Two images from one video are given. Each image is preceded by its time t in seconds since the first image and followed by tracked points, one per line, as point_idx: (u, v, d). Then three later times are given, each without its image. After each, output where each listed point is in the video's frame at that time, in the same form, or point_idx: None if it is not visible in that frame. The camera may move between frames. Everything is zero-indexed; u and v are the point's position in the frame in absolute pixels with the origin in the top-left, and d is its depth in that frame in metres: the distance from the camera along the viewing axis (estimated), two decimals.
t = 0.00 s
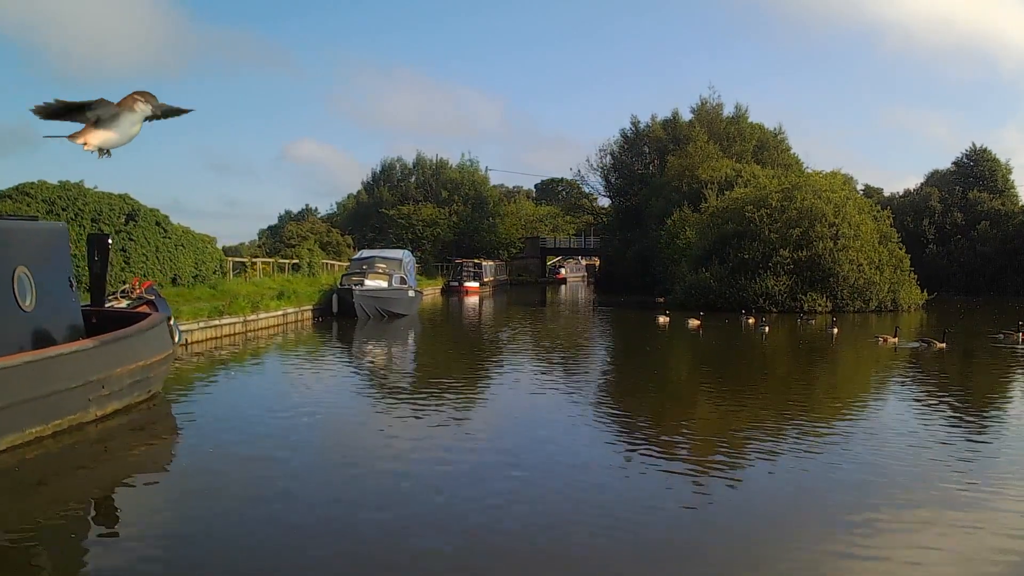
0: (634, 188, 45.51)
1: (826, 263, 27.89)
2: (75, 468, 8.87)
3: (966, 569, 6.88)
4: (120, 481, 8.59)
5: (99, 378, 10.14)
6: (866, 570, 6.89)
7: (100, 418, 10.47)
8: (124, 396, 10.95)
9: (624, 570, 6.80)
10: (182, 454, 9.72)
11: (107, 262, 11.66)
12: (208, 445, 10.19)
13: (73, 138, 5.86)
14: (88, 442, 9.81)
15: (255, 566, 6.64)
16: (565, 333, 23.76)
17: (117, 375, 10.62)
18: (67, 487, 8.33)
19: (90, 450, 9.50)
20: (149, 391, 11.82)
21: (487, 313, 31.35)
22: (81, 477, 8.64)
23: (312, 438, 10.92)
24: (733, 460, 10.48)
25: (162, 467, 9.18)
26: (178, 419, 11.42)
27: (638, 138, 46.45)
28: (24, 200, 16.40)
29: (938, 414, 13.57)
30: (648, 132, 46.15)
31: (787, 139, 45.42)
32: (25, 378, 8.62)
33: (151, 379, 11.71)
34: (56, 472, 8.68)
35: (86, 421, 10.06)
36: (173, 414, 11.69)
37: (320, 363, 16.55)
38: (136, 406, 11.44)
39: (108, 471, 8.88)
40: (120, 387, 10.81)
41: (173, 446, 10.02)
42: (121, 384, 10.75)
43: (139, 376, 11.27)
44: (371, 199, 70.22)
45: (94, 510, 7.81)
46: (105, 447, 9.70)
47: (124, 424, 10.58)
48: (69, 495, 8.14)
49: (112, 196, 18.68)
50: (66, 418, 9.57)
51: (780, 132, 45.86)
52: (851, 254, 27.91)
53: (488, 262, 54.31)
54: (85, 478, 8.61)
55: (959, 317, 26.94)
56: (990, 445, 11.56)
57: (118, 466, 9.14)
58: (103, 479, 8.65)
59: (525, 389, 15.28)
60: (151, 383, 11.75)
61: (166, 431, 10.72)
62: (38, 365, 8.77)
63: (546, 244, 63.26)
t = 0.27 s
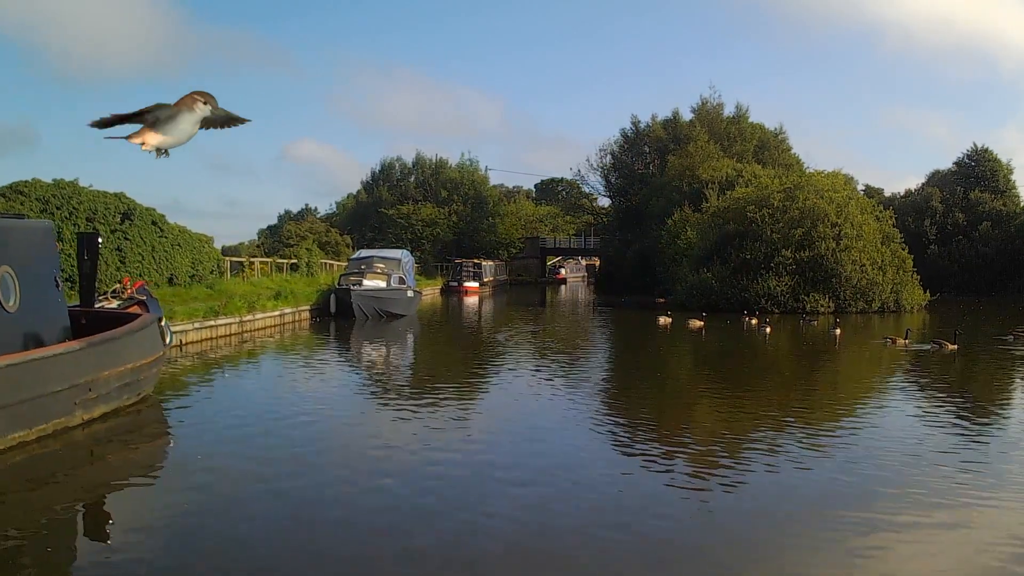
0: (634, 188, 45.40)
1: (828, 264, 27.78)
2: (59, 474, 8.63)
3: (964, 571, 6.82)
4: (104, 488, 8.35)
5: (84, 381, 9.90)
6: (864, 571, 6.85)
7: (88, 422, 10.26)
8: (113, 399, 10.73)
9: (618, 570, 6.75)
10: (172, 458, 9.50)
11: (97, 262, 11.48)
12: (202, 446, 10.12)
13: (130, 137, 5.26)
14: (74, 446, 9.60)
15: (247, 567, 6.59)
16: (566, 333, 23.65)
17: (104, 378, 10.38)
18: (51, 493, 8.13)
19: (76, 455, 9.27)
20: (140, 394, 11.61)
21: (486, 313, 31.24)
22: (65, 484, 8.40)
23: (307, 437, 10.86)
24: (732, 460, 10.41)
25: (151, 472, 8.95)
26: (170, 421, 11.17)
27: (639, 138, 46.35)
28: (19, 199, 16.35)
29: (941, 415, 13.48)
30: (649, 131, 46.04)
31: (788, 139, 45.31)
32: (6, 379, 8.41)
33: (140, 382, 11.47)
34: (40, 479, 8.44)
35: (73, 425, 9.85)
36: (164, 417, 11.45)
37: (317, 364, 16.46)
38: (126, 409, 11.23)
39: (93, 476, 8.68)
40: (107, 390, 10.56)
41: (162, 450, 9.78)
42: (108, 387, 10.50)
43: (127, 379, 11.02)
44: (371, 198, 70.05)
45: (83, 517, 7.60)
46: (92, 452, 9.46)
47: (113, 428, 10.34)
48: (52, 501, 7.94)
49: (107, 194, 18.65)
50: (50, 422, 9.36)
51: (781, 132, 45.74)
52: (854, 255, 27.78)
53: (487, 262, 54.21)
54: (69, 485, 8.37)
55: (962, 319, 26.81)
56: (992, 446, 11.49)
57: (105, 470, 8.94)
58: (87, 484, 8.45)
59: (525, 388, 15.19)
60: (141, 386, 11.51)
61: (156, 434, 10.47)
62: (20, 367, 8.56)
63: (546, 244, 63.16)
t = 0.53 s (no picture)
0: (634, 188, 45.26)
1: (830, 264, 27.66)
2: (43, 483, 8.36)
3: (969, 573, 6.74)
4: (90, 497, 8.09)
5: (72, 385, 9.63)
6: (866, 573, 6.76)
7: (75, 426, 10.01)
8: (102, 403, 10.49)
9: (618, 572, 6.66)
10: (162, 464, 9.26)
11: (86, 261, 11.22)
12: (197, 447, 10.01)
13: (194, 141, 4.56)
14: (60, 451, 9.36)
15: (240, 569, 6.49)
16: (566, 334, 23.51)
17: (92, 382, 10.10)
18: (33, 502, 7.89)
19: (62, 461, 9.03)
20: (130, 396, 11.36)
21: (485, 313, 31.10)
22: (49, 493, 8.14)
23: (303, 438, 10.75)
24: (733, 461, 10.31)
25: (139, 479, 8.70)
26: (160, 425, 10.91)
27: (639, 138, 46.22)
28: (12, 197, 16.21)
29: (944, 416, 13.38)
30: (649, 131, 45.91)
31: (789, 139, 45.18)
32: None
33: (130, 384, 11.19)
34: (23, 487, 8.21)
35: (59, 429, 9.60)
36: (155, 420, 11.19)
37: (314, 364, 16.33)
38: (115, 413, 10.99)
39: (78, 484, 8.44)
40: (96, 393, 10.31)
41: (152, 456, 9.52)
42: (96, 390, 10.22)
43: (117, 382, 10.75)
44: (370, 197, 69.86)
45: (73, 526, 7.38)
46: (79, 459, 9.20)
47: (101, 433, 10.10)
48: (34, 510, 7.71)
49: (102, 193, 18.51)
50: (33, 427, 9.11)
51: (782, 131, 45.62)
52: (856, 255, 27.66)
53: (487, 262, 54.08)
54: (53, 494, 8.10)
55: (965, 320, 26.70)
56: (996, 447, 11.39)
57: (91, 476, 8.71)
58: (71, 492, 8.22)
59: (525, 389, 15.07)
60: (130, 389, 11.24)
61: (145, 439, 10.22)
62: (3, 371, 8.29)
63: (545, 244, 63.04)
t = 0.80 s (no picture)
0: (635, 188, 45.15)
1: (832, 264, 27.55)
2: (27, 490, 8.15)
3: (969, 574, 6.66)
4: (77, 502, 7.90)
5: (56, 388, 9.42)
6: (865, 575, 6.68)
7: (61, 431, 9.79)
8: (89, 406, 10.28)
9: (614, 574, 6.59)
10: (151, 468, 9.07)
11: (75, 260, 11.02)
12: (190, 448, 9.91)
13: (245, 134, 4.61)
14: (44, 457, 9.14)
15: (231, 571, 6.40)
16: (567, 334, 23.40)
17: (78, 385, 9.88)
18: (15, 509, 7.68)
19: (46, 467, 8.81)
20: (118, 400, 11.14)
21: (484, 314, 30.99)
22: (34, 500, 7.93)
23: (297, 438, 10.66)
24: (733, 461, 10.22)
25: (129, 483, 8.52)
26: (151, 428, 10.71)
27: (639, 138, 46.11)
28: (7, 196, 16.10)
29: (947, 417, 13.28)
30: (649, 130, 45.80)
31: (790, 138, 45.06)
32: None
33: (118, 387, 10.98)
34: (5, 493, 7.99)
35: (43, 434, 9.38)
36: (145, 423, 10.97)
37: (310, 365, 16.22)
38: (103, 417, 10.77)
39: (62, 490, 8.22)
40: (82, 397, 10.10)
41: (142, 460, 9.33)
42: (82, 394, 10.01)
43: (104, 385, 10.53)
44: (369, 197, 69.71)
45: (60, 531, 7.23)
46: (65, 464, 9.00)
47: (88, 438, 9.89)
48: (16, 518, 7.50)
49: (98, 191, 18.40)
50: (16, 432, 8.89)
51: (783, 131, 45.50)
52: (858, 255, 27.54)
53: (486, 262, 53.97)
54: (38, 501, 7.90)
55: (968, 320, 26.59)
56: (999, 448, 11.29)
57: (76, 482, 8.50)
58: (54, 498, 8.00)
59: (524, 389, 14.96)
60: (119, 392, 11.02)
61: (134, 443, 10.00)
62: None
63: (545, 244, 62.91)
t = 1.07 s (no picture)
0: (635, 188, 45.01)
1: (835, 264, 27.42)
2: (11, 497, 7.89)
3: None
4: (63, 508, 7.67)
5: (41, 392, 9.13)
6: None
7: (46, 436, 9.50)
8: (75, 411, 9.99)
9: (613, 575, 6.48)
10: (142, 473, 8.84)
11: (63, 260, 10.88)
12: (184, 450, 9.79)
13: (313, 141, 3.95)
14: (28, 463, 8.85)
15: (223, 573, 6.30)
16: (567, 335, 23.27)
17: (64, 389, 9.62)
18: None
19: (30, 474, 8.52)
20: (105, 404, 10.85)
21: (482, 314, 30.86)
22: (18, 508, 7.68)
23: (293, 439, 10.55)
24: (734, 462, 10.11)
25: (119, 488, 8.29)
26: (141, 432, 10.45)
27: (639, 137, 45.99)
28: None
29: (951, 418, 13.15)
30: (649, 130, 45.68)
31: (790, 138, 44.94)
32: None
33: (106, 391, 10.71)
34: None
35: (27, 440, 9.09)
36: (134, 427, 10.71)
37: (307, 366, 16.09)
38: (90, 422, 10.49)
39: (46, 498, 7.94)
40: (68, 401, 9.82)
41: (132, 465, 9.08)
42: (68, 398, 9.73)
43: (90, 389, 10.26)
44: (368, 197, 69.54)
45: (46, 537, 7.02)
46: (50, 470, 8.72)
47: (74, 443, 9.61)
48: None
49: (92, 190, 18.31)
50: None
51: (783, 130, 45.38)
52: (861, 255, 27.41)
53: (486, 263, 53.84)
54: (23, 509, 7.64)
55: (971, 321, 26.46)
56: (1004, 450, 11.17)
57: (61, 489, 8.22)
58: (39, 506, 7.72)
59: (524, 390, 14.83)
60: (106, 396, 10.76)
61: (123, 448, 9.75)
62: None
63: (545, 244, 62.77)
